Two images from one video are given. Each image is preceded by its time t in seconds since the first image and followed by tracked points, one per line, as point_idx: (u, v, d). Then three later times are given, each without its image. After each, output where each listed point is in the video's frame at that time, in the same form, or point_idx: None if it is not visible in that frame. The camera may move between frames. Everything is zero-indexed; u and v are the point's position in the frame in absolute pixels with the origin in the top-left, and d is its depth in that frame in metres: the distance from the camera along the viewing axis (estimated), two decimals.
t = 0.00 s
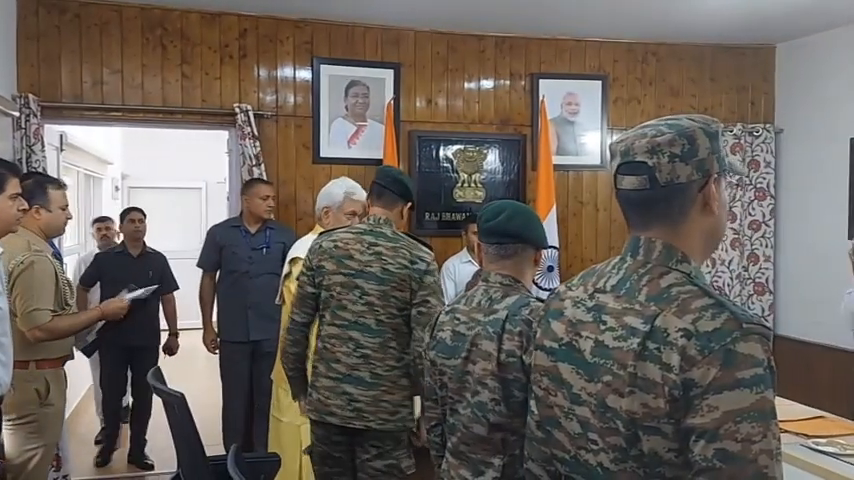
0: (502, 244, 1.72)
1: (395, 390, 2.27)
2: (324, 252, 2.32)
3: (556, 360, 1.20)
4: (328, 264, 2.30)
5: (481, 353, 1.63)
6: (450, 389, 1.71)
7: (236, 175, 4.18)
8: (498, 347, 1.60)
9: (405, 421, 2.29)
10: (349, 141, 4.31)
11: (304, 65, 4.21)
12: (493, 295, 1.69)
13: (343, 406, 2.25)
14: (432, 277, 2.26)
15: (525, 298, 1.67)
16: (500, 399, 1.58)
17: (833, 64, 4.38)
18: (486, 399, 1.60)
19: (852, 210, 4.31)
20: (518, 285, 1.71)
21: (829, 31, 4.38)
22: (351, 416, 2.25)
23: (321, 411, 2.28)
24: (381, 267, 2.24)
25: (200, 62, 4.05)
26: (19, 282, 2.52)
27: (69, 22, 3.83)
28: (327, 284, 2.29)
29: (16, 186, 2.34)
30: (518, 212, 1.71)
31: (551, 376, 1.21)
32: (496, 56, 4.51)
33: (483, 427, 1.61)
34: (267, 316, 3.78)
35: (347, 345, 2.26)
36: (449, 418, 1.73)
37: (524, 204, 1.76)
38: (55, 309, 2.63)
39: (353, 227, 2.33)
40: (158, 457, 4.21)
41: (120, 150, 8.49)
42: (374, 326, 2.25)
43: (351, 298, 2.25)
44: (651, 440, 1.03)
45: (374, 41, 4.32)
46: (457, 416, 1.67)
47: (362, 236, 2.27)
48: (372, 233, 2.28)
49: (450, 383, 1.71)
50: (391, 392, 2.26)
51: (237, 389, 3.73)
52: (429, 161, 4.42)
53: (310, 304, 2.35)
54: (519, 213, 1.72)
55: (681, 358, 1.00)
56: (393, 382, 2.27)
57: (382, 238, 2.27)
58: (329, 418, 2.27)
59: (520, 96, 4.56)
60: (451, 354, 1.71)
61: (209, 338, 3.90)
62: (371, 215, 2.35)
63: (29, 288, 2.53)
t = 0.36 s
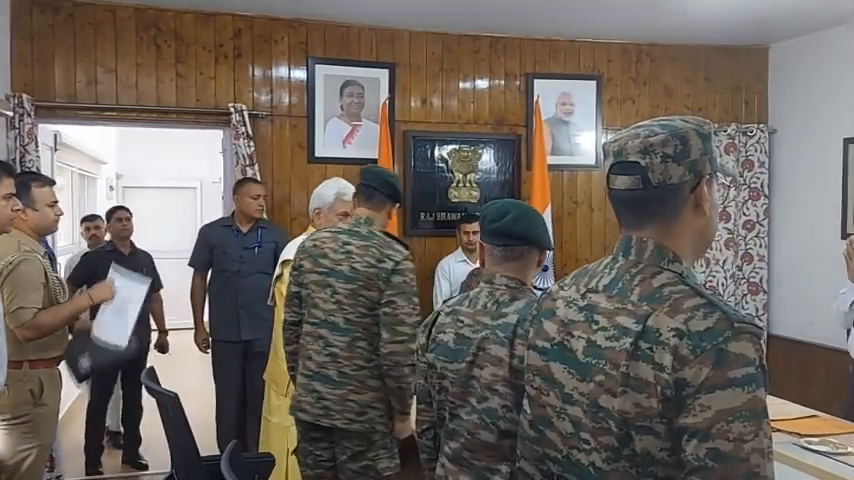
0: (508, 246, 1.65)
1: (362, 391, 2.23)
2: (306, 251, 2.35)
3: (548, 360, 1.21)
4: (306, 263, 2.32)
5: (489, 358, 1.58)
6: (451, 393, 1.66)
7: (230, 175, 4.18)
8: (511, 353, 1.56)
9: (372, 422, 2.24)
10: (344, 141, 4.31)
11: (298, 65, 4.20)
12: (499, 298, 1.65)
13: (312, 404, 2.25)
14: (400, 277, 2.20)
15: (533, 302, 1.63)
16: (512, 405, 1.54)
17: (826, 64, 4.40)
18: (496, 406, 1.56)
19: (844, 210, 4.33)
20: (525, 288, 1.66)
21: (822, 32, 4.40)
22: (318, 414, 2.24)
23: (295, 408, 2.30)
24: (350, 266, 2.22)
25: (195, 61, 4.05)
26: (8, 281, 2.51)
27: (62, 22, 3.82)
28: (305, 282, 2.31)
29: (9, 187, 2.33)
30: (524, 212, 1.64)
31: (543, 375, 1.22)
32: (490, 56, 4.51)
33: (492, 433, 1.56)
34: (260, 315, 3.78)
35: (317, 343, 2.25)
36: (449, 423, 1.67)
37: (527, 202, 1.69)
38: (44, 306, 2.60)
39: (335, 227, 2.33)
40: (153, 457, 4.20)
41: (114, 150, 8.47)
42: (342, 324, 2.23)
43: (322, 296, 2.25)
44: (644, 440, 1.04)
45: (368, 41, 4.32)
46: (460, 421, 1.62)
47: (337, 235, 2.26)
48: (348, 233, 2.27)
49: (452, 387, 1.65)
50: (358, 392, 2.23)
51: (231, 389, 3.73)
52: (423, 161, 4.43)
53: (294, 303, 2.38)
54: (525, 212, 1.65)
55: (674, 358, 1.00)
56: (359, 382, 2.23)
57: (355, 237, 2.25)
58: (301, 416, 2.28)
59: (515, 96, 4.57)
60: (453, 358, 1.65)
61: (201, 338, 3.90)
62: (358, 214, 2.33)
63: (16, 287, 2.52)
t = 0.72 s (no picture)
0: (523, 245, 1.62)
1: (345, 389, 2.22)
2: (292, 252, 2.35)
3: (547, 359, 1.21)
4: (293, 263, 2.32)
5: (503, 361, 1.54)
6: (458, 395, 1.61)
7: (229, 174, 4.18)
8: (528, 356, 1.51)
9: (356, 421, 2.22)
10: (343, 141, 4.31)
11: (298, 65, 4.20)
12: (514, 299, 1.60)
13: (297, 403, 2.24)
14: (380, 272, 2.20)
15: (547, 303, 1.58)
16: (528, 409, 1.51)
17: (823, 64, 4.41)
18: (511, 409, 1.52)
19: (842, 209, 4.34)
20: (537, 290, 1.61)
21: (821, 32, 4.41)
22: (303, 413, 2.23)
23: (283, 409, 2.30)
24: (331, 263, 2.22)
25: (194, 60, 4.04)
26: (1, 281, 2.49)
27: (61, 21, 3.82)
28: (291, 282, 2.32)
29: (8, 188, 2.33)
30: (540, 213, 1.61)
31: (542, 375, 1.22)
32: (489, 56, 4.51)
33: (506, 437, 1.53)
34: (258, 315, 3.78)
35: (302, 342, 2.25)
36: (455, 425, 1.63)
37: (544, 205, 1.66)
38: (36, 309, 2.62)
39: (320, 227, 2.33)
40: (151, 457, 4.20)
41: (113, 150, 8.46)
42: (325, 322, 2.22)
43: (307, 295, 2.25)
44: (643, 440, 1.04)
45: (368, 40, 4.32)
46: (470, 424, 1.58)
47: (319, 233, 2.27)
48: (331, 231, 2.28)
49: (461, 389, 1.60)
50: (340, 390, 2.22)
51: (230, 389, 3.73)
52: (422, 160, 4.43)
53: (283, 304, 2.39)
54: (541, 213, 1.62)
55: (673, 358, 1.00)
56: (342, 380, 2.22)
57: (336, 234, 2.25)
58: (288, 416, 2.28)
59: (514, 96, 4.57)
60: (464, 360, 1.59)
61: (199, 337, 3.90)
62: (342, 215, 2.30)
63: (12, 286, 2.52)
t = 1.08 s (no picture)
0: (518, 245, 1.62)
1: (338, 393, 2.22)
2: (286, 255, 2.34)
3: (545, 359, 1.21)
4: (287, 266, 2.31)
5: (498, 361, 1.54)
6: (457, 395, 1.61)
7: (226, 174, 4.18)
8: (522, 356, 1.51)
9: (352, 423, 2.23)
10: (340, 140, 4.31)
11: (295, 64, 4.20)
12: (511, 299, 1.59)
13: (294, 406, 2.26)
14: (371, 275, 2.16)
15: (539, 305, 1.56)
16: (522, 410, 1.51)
17: (820, 64, 4.42)
18: (506, 409, 1.52)
19: (839, 210, 4.35)
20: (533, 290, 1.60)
21: (818, 33, 4.42)
22: (300, 417, 2.26)
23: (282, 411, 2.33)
24: (321, 268, 2.20)
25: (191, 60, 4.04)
26: (4, 281, 2.48)
27: (59, 20, 3.81)
28: (286, 286, 2.31)
29: (7, 188, 2.33)
30: (535, 212, 1.61)
31: (539, 375, 1.22)
32: (487, 55, 4.51)
33: (502, 436, 1.53)
34: (255, 315, 3.78)
35: (297, 346, 2.26)
36: (454, 424, 1.63)
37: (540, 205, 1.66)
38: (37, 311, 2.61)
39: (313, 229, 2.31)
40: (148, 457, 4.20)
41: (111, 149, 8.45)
42: (317, 327, 2.21)
43: (299, 299, 2.24)
44: (640, 440, 1.04)
45: (365, 40, 4.32)
46: (468, 423, 1.59)
47: (310, 237, 2.25)
48: (322, 234, 2.25)
49: (459, 388, 1.60)
50: (334, 394, 2.22)
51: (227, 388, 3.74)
52: (420, 160, 4.43)
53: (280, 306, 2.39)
54: (537, 213, 1.62)
55: (670, 358, 1.00)
56: (337, 384, 2.22)
57: (327, 238, 2.23)
58: (287, 418, 2.30)
59: (511, 95, 4.57)
60: (460, 360, 1.59)
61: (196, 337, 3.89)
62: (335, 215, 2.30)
63: (18, 287, 2.51)
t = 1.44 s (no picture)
0: (503, 245, 1.60)
1: (330, 392, 2.21)
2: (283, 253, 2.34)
3: (538, 360, 1.21)
4: (283, 264, 2.31)
5: (480, 361, 1.54)
6: (446, 395, 1.61)
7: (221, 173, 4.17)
8: (503, 357, 1.51)
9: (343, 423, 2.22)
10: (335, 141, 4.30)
11: (290, 64, 4.19)
12: (494, 299, 1.59)
13: (285, 406, 2.25)
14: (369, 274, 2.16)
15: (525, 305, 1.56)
16: (504, 410, 1.50)
17: (814, 64, 4.43)
18: (488, 409, 1.51)
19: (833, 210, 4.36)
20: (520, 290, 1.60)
21: (812, 33, 4.43)
22: (290, 416, 2.25)
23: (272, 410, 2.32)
24: (318, 265, 2.19)
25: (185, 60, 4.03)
26: (18, 283, 2.45)
27: (52, 20, 3.80)
28: (281, 284, 2.30)
29: None
30: (520, 212, 1.58)
31: (533, 375, 1.22)
32: (482, 56, 4.51)
33: (484, 436, 1.52)
34: (248, 315, 3.77)
35: (290, 345, 2.25)
36: (444, 423, 1.63)
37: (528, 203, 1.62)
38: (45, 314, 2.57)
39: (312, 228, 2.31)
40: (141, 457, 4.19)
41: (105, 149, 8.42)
42: (312, 325, 2.20)
43: (294, 297, 2.23)
44: (633, 441, 1.04)
45: (360, 40, 4.31)
46: (455, 422, 1.58)
47: (309, 235, 2.25)
48: (321, 233, 2.26)
49: (447, 387, 1.61)
50: (326, 393, 2.21)
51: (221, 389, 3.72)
52: (415, 159, 4.43)
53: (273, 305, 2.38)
54: (522, 213, 1.58)
55: (663, 359, 1.00)
56: (329, 383, 2.21)
57: (326, 236, 2.23)
58: (277, 417, 2.29)
59: (506, 96, 4.57)
60: (448, 359, 1.60)
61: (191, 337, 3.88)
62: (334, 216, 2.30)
63: (30, 289, 2.47)
